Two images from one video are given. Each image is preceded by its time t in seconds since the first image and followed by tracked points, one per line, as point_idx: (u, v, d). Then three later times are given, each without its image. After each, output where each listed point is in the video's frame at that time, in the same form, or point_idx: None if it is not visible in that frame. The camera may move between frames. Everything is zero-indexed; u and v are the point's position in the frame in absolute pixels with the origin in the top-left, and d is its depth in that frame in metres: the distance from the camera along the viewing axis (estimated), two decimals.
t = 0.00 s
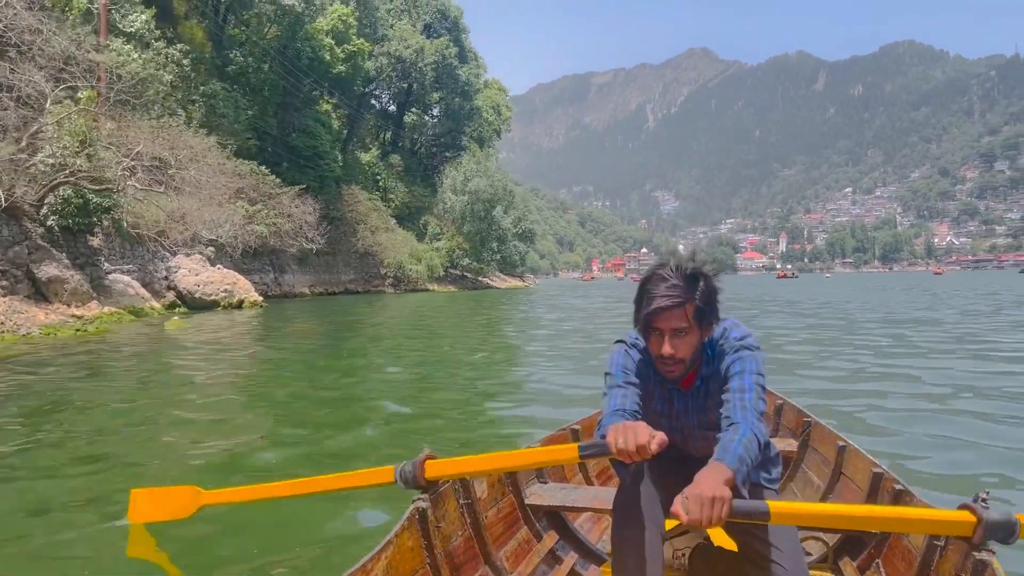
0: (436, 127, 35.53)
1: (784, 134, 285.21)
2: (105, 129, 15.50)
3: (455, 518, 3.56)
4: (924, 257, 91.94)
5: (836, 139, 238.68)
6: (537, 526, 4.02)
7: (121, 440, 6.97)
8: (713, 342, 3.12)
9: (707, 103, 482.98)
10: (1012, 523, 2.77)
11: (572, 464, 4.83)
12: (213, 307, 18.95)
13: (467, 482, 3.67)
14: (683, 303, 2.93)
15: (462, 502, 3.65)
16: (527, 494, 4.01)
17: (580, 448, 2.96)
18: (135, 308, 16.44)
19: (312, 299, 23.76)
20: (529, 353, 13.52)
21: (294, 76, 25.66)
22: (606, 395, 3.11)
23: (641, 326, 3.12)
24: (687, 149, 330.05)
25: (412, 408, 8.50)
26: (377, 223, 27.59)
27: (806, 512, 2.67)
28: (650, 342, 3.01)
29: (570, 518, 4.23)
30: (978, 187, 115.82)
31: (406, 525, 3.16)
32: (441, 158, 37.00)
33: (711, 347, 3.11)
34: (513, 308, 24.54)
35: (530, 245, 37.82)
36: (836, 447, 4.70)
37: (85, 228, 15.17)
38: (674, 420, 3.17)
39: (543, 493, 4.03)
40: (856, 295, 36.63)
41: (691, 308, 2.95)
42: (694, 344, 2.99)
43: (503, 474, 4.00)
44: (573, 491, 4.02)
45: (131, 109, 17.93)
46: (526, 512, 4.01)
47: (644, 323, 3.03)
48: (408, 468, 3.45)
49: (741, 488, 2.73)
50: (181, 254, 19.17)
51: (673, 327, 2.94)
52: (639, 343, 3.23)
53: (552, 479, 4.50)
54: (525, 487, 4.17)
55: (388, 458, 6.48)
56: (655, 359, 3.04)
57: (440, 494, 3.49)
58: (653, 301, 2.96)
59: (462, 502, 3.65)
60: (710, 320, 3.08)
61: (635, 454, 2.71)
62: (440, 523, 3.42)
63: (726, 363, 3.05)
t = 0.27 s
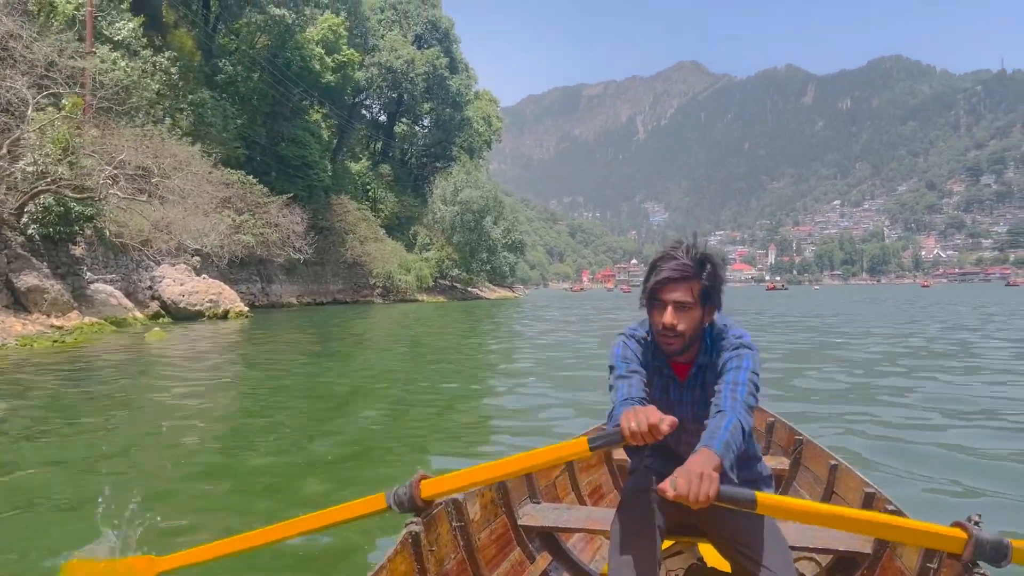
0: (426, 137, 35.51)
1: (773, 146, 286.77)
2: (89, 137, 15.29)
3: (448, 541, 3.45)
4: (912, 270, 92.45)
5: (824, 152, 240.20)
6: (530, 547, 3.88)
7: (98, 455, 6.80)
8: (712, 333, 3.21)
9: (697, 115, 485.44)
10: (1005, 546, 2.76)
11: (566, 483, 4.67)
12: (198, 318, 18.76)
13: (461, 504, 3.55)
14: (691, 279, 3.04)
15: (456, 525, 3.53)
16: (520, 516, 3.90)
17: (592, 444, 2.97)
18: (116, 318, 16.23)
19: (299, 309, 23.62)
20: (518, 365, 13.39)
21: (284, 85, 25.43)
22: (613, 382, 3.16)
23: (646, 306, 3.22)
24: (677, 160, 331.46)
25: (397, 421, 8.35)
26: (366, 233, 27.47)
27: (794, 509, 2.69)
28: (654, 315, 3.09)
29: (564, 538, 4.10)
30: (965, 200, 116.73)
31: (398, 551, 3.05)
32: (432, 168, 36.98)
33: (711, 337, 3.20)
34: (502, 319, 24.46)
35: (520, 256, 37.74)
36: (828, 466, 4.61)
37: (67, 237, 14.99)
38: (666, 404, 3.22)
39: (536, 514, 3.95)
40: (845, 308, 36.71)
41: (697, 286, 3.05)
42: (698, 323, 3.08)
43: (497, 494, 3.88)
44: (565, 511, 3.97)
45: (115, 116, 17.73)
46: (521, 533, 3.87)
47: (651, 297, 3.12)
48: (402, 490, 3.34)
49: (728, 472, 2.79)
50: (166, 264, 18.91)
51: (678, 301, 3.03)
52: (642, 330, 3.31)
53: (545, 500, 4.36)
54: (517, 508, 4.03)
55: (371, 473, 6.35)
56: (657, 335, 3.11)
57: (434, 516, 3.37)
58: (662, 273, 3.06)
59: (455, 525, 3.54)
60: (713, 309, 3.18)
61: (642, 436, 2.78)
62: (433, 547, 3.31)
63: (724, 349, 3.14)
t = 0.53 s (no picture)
0: (417, 149, 35.48)
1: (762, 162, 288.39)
2: (71, 147, 15.10)
3: (439, 567, 3.42)
4: (900, 286, 92.92)
5: (813, 168, 241.73)
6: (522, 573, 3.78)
7: (76, 470, 6.70)
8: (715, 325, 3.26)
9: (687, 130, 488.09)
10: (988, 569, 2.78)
11: (556, 506, 4.56)
12: (183, 330, 18.40)
13: (451, 529, 3.51)
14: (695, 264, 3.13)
15: (446, 550, 3.49)
16: (511, 540, 3.78)
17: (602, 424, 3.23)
18: (96, 331, 16.04)
19: (286, 322, 23.45)
20: (506, 378, 13.28)
21: (273, 97, 25.26)
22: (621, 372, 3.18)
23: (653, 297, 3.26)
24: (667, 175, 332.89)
25: (381, 436, 8.22)
26: (355, 245, 27.35)
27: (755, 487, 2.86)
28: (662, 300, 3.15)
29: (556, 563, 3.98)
30: (952, 217, 117.63)
31: None
32: (422, 181, 36.98)
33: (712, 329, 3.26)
34: (491, 332, 24.35)
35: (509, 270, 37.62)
36: (818, 486, 4.53)
37: (48, 247, 15.01)
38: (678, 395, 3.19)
39: (528, 537, 3.78)
40: (834, 322, 36.78)
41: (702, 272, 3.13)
42: (703, 306, 3.14)
43: (487, 518, 3.82)
44: (558, 534, 3.79)
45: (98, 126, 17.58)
46: (513, 558, 3.80)
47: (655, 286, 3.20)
48: (402, 513, 3.36)
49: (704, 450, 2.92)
50: (151, 275, 18.70)
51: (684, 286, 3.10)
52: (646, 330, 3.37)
53: (536, 523, 4.24)
54: (507, 533, 3.90)
55: (355, 489, 6.22)
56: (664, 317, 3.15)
57: (425, 541, 3.34)
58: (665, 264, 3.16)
59: (445, 551, 3.49)
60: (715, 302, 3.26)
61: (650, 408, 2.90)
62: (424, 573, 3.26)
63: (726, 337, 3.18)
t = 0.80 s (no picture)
0: (406, 165, 35.49)
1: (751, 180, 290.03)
2: (52, 159, 14.97)
3: None
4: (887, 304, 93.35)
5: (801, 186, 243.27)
6: None
7: (59, 486, 6.62)
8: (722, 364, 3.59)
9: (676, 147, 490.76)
10: None
11: (547, 530, 4.46)
12: (163, 346, 18.13)
13: (443, 556, 3.37)
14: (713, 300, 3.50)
15: None
16: (503, 566, 3.69)
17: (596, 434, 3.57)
18: (75, 346, 15.80)
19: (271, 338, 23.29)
20: (493, 395, 13.19)
21: (261, 113, 25.16)
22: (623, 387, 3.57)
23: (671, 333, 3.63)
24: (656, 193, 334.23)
25: (365, 453, 8.12)
26: (342, 260, 27.26)
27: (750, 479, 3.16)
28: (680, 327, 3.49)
29: None
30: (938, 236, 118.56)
31: None
32: (411, 196, 37.05)
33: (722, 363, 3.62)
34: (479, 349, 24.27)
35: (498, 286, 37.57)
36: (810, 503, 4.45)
37: (26, 260, 14.62)
38: (683, 412, 3.44)
39: (519, 564, 3.70)
40: (821, 340, 36.89)
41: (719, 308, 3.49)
42: (717, 337, 3.48)
43: (478, 544, 3.71)
44: (550, 561, 3.71)
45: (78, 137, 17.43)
46: None
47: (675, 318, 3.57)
48: (401, 537, 3.21)
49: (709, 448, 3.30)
50: (134, 289, 18.54)
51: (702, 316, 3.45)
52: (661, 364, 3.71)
53: (526, 548, 4.14)
54: (499, 558, 3.80)
55: (338, 506, 6.13)
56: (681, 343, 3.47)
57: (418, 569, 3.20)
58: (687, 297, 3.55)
59: None
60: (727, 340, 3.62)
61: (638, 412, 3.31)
62: None
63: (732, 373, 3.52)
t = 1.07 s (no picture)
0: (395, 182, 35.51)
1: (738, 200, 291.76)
2: (32, 173, 14.77)
3: None
4: (874, 324, 93.96)
5: (789, 206, 244.96)
6: None
7: (32, 502, 6.44)
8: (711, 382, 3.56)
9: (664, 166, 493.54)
10: None
11: (536, 547, 4.37)
12: (146, 362, 17.93)
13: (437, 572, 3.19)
14: (698, 328, 3.43)
15: None
16: None
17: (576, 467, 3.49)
18: (54, 361, 15.53)
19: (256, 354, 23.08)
20: (481, 413, 13.05)
21: (250, 128, 25.08)
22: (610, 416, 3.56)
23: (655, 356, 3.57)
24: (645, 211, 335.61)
25: (352, 471, 7.97)
26: (329, 276, 27.15)
27: (755, 494, 3.09)
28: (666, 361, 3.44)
29: None
30: (924, 257, 119.78)
31: None
32: (400, 213, 37.18)
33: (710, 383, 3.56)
34: (467, 366, 24.12)
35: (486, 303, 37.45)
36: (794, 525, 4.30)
37: (5, 273, 14.33)
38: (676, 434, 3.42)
39: None
40: (808, 359, 36.96)
41: (704, 337, 3.42)
42: (706, 362, 3.44)
43: (469, 560, 3.66)
44: None
45: (58, 150, 17.23)
46: None
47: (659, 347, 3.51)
48: (401, 549, 2.97)
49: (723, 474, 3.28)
50: (116, 304, 18.33)
51: (688, 349, 3.40)
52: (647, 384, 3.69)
53: (517, 564, 4.06)
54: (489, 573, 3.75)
55: (324, 525, 5.99)
56: (668, 373, 3.44)
57: None
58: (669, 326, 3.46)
59: None
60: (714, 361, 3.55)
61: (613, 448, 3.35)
62: None
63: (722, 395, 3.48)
